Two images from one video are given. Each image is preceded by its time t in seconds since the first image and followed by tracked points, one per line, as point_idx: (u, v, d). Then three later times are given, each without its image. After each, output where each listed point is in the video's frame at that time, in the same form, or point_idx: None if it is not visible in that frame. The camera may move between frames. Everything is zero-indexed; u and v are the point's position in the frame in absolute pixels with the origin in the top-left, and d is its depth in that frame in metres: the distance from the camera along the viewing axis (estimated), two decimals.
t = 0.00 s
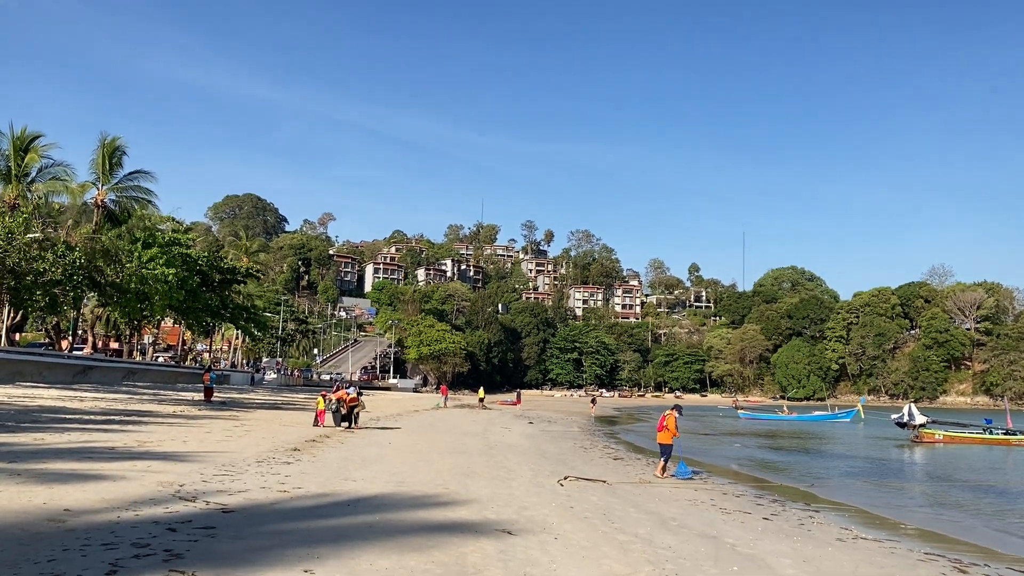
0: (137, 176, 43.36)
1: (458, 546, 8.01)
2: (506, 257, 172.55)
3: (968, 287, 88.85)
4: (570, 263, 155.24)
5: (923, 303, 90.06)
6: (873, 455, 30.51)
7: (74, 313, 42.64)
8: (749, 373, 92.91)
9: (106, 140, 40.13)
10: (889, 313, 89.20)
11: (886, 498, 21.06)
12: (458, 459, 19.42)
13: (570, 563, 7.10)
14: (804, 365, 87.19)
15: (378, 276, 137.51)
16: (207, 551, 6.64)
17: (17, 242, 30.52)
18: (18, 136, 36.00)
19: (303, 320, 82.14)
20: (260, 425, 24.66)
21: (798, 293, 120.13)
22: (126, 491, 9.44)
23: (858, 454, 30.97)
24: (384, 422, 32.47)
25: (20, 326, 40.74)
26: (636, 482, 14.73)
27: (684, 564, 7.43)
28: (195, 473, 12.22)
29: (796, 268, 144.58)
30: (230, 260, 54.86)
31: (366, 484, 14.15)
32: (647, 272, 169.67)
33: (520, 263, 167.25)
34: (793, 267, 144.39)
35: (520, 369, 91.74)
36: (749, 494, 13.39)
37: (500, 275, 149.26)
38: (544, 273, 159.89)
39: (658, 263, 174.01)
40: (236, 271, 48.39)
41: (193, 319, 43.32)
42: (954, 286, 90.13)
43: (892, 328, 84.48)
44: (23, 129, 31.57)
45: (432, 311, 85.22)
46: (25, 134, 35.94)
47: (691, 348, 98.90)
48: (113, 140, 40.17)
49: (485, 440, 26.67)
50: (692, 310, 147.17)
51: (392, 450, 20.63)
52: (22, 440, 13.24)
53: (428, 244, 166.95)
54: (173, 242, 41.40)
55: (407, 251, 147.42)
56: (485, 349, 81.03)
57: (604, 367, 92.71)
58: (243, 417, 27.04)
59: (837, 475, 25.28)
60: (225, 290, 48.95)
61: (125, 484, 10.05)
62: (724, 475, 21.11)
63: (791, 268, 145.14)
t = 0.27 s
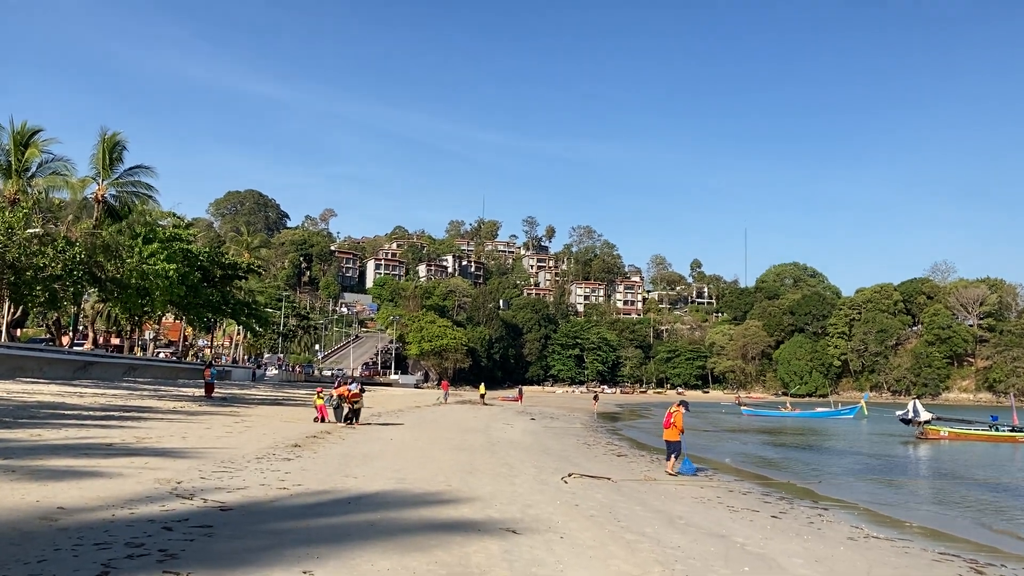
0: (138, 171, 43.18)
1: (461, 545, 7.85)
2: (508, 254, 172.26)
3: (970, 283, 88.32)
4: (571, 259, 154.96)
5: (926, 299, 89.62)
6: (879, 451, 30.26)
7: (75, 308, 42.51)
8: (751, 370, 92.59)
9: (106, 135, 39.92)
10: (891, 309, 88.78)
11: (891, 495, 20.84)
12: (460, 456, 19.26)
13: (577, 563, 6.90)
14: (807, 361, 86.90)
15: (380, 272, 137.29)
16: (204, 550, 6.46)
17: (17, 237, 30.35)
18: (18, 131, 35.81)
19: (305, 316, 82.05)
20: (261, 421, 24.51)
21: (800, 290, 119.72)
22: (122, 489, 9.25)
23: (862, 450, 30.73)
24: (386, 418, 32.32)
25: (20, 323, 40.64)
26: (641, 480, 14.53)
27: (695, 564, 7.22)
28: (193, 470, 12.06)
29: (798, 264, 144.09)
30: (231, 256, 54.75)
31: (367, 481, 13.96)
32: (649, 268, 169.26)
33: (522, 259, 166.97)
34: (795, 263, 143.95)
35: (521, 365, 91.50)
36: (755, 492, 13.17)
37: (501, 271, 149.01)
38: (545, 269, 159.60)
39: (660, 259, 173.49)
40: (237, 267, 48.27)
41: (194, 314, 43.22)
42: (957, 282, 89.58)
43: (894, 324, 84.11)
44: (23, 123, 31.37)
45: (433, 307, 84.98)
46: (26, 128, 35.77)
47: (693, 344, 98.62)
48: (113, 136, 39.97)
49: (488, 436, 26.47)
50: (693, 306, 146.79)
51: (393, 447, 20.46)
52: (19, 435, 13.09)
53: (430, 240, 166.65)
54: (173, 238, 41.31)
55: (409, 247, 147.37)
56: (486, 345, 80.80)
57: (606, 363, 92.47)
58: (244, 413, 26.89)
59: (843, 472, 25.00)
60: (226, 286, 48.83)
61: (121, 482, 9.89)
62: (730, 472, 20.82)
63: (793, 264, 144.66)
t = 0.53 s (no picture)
0: (138, 167, 42.98)
1: (465, 547, 7.68)
2: (509, 251, 172.03)
3: (973, 281, 87.99)
4: (572, 256, 154.73)
5: (927, 296, 89.38)
6: (883, 449, 30.03)
7: (75, 305, 42.35)
8: (752, 367, 92.40)
9: (107, 131, 39.73)
10: (892, 307, 88.48)
11: (893, 492, 20.68)
12: (462, 454, 19.09)
13: (584, 566, 6.72)
14: (808, 359, 86.67)
15: (380, 269, 137.11)
16: (200, 553, 6.29)
17: (17, 233, 30.13)
18: (18, 127, 35.64)
19: (306, 313, 81.92)
20: (261, 418, 24.34)
21: (801, 287, 119.39)
22: (119, 488, 9.09)
23: (864, 447, 30.56)
24: (387, 415, 32.19)
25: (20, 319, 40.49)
26: (645, 480, 14.37)
27: (704, 567, 7.04)
28: (192, 469, 11.90)
29: (800, 261, 143.75)
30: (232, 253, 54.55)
31: (368, 480, 13.80)
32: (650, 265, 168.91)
33: (523, 257, 166.75)
34: (796, 261, 143.65)
35: (522, 362, 91.31)
36: (761, 491, 12.97)
37: (502, 268, 148.83)
38: (546, 266, 159.37)
39: (661, 256, 173.15)
40: (238, 264, 48.07)
41: (195, 311, 43.02)
42: (958, 280, 89.24)
43: (895, 321, 83.90)
44: (22, 118, 31.15)
45: (434, 304, 84.78)
46: (26, 124, 35.59)
47: (694, 342, 98.42)
48: (114, 131, 39.78)
49: (490, 434, 26.32)
50: (694, 304, 146.53)
51: (394, 445, 20.28)
52: (16, 433, 12.94)
53: (431, 237, 166.41)
54: (174, 234, 41.11)
55: (410, 244, 147.36)
56: (487, 342, 80.63)
57: (607, 361, 92.29)
58: (245, 410, 26.74)
59: (847, 470, 24.76)
60: (227, 282, 48.63)
61: (118, 481, 9.72)
62: (734, 471, 20.56)
63: (794, 262, 144.35)
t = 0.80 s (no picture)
0: (136, 162, 42.69)
1: (469, 548, 7.49)
2: (508, 245, 171.67)
3: (973, 275, 87.74)
4: (572, 251, 154.45)
5: (927, 291, 89.03)
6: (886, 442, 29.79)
7: (73, 300, 42.13)
8: (751, 362, 92.30)
9: (104, 126, 39.41)
10: (892, 301, 88.23)
11: (895, 475, 20.47)
12: (463, 450, 18.90)
13: (593, 567, 6.51)
14: (807, 353, 86.60)
15: (380, 264, 136.81)
16: (197, 554, 6.09)
17: (13, 228, 29.84)
18: (14, 121, 35.37)
19: (305, 308, 81.66)
20: (260, 414, 24.16)
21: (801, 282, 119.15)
22: (114, 487, 8.89)
23: (865, 440, 30.37)
24: (387, 411, 31.99)
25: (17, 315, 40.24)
26: (650, 477, 14.17)
27: (715, 567, 6.83)
28: (189, 466, 11.70)
29: (800, 256, 143.43)
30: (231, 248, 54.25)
31: (369, 478, 13.59)
32: (649, 260, 168.56)
33: (522, 251, 166.44)
34: (796, 255, 143.34)
35: (521, 357, 91.05)
36: (768, 487, 12.72)
37: (502, 263, 148.55)
38: (546, 261, 159.08)
39: (661, 251, 172.82)
40: (237, 259, 47.78)
41: (193, 306, 42.72)
42: (958, 274, 88.96)
43: (895, 316, 83.73)
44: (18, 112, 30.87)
45: (434, 299, 84.53)
46: (22, 118, 35.31)
47: (693, 336, 98.22)
48: (111, 126, 39.48)
49: (491, 429, 26.11)
50: (694, 298, 146.27)
51: (395, 441, 20.10)
52: (11, 430, 12.74)
53: (431, 232, 166.13)
54: (172, 229, 40.82)
55: (409, 239, 147.14)
56: (487, 337, 80.41)
57: (607, 355, 92.15)
58: (244, 406, 26.53)
59: (848, 458, 24.54)
60: (225, 277, 48.34)
61: (113, 479, 9.52)
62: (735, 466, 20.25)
63: (794, 256, 144.05)
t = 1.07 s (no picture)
0: (130, 159, 42.37)
1: (470, 552, 7.32)
2: (504, 244, 171.42)
3: (968, 273, 87.87)
4: (568, 249, 154.28)
5: (922, 289, 88.86)
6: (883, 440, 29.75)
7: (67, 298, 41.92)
8: (747, 360, 92.35)
9: (98, 122, 39.09)
10: (888, 300, 88.33)
11: (893, 472, 20.37)
12: (461, 449, 18.74)
13: (594, 573, 6.39)
14: (803, 352, 86.79)
15: (376, 262, 136.45)
16: (189, 559, 5.95)
17: (6, 225, 29.54)
18: (8, 117, 35.01)
19: (300, 306, 81.32)
20: (255, 413, 23.96)
21: (797, 280, 119.32)
22: (105, 488, 8.72)
23: (861, 439, 30.32)
24: (383, 410, 31.82)
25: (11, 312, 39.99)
26: (651, 477, 14.03)
27: (720, 570, 6.71)
28: (183, 467, 11.51)
29: (795, 254, 143.59)
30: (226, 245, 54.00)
31: (367, 480, 13.44)
32: (645, 258, 168.49)
33: (518, 250, 166.36)
34: (792, 254, 143.50)
35: (517, 356, 90.89)
36: (771, 488, 12.58)
37: (498, 261, 148.31)
38: (542, 259, 158.95)
39: (656, 249, 172.70)
40: (232, 257, 47.63)
41: (188, 305, 42.61)
42: (954, 272, 89.09)
43: (891, 314, 83.87)
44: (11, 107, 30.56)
45: (430, 298, 84.31)
46: (16, 114, 34.99)
47: (689, 335, 98.17)
48: (105, 122, 39.15)
49: (487, 428, 25.97)
50: (690, 297, 146.32)
51: (392, 440, 19.92)
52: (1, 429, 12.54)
53: (427, 230, 165.90)
54: (166, 226, 40.80)
55: (405, 237, 146.96)
56: (483, 336, 80.21)
57: (603, 354, 92.08)
58: (238, 404, 26.32)
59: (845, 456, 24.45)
60: (221, 275, 48.17)
61: (105, 480, 9.35)
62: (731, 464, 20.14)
63: (790, 255, 144.20)
